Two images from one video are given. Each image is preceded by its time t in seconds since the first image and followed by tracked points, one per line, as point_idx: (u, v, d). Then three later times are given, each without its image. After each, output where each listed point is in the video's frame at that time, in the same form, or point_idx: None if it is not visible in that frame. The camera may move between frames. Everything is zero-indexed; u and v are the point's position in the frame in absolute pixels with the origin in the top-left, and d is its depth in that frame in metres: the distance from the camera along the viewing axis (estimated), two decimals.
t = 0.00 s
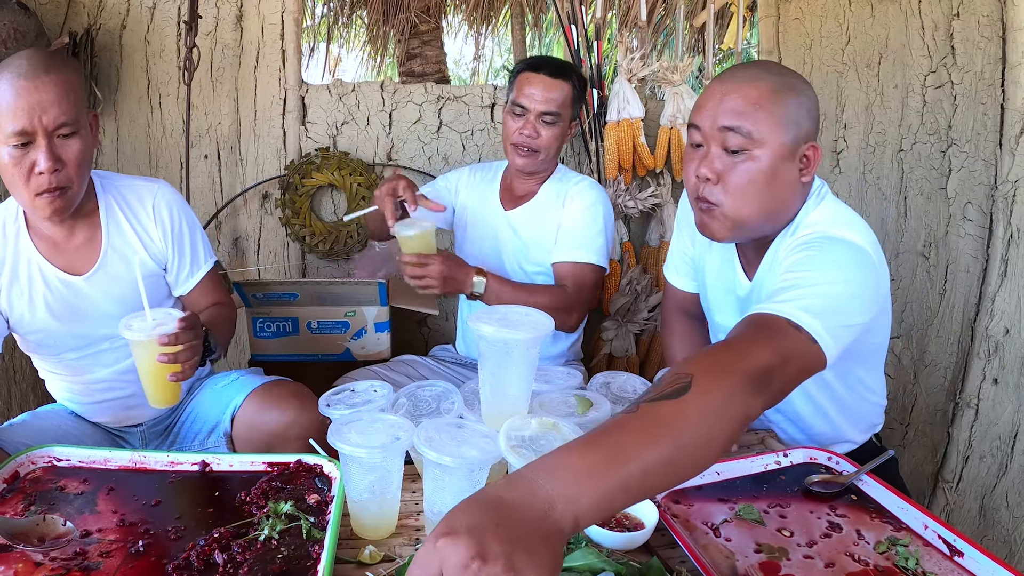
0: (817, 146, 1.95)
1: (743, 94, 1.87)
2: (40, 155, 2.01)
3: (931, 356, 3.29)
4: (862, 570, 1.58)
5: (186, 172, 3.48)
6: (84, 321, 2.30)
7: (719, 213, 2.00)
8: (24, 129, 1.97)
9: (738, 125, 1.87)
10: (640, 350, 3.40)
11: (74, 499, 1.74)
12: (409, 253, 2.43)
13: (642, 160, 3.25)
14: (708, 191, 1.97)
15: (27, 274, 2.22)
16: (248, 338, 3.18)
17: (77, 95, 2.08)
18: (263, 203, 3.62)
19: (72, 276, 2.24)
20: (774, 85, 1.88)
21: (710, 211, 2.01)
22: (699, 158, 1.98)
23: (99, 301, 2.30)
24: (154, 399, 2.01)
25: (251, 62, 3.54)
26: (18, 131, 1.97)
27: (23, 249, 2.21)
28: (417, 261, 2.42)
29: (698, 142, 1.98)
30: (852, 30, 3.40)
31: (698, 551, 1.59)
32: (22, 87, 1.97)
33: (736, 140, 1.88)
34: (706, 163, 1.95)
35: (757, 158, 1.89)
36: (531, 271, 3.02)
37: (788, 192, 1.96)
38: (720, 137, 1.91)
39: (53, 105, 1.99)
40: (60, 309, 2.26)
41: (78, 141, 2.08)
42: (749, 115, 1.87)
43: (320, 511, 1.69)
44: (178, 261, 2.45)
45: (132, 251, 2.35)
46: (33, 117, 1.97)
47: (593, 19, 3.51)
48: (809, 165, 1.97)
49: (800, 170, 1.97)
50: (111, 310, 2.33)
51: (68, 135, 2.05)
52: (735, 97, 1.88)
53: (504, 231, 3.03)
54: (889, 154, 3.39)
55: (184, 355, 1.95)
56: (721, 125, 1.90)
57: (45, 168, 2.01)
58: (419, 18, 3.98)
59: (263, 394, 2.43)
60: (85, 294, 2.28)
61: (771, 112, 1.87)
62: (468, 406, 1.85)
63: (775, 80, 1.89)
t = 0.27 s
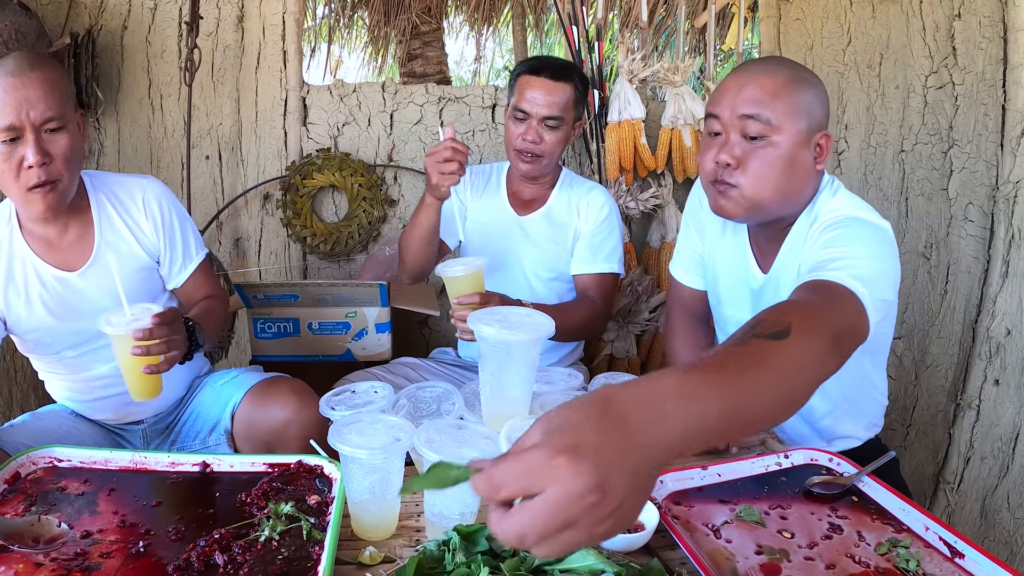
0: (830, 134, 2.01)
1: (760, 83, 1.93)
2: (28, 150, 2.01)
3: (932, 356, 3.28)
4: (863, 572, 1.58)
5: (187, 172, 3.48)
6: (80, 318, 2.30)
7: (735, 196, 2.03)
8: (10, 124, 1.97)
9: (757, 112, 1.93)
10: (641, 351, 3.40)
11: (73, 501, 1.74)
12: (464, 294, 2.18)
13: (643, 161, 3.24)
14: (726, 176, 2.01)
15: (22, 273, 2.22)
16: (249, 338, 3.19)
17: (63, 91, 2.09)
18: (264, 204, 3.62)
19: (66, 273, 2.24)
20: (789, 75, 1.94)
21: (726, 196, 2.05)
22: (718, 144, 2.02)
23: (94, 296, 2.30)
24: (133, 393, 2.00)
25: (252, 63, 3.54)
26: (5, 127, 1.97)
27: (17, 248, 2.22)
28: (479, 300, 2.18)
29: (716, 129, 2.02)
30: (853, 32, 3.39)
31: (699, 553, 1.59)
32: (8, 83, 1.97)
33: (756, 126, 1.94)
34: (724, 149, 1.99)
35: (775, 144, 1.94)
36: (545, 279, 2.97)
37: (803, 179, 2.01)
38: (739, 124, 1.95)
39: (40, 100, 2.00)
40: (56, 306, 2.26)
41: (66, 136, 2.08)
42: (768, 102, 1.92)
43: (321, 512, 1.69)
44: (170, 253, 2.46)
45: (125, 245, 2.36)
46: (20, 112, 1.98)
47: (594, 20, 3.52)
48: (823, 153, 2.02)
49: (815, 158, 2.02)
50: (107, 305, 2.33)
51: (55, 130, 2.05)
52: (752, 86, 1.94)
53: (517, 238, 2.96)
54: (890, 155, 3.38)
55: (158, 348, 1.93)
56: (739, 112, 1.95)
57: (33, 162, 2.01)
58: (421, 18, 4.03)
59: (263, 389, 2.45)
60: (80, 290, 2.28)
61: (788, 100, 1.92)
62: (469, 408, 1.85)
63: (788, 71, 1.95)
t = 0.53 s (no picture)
0: (833, 117, 2.19)
1: (768, 75, 2.21)
2: (21, 144, 2.03)
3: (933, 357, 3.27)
4: (862, 573, 1.58)
5: (187, 173, 3.49)
6: (78, 314, 2.30)
7: (749, 175, 2.24)
8: (4, 119, 1.99)
9: (766, 98, 2.18)
10: (642, 352, 3.41)
11: (74, 501, 1.75)
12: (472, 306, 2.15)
13: (644, 162, 3.23)
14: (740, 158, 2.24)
15: (20, 272, 2.23)
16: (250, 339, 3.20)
17: (56, 87, 2.10)
18: (265, 204, 3.62)
19: (63, 270, 2.25)
20: (793, 67, 2.21)
21: (741, 176, 2.26)
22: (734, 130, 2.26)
23: (91, 293, 2.30)
24: (128, 384, 2.01)
25: (253, 64, 3.55)
26: None
27: (14, 247, 2.23)
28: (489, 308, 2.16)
29: (732, 119, 2.28)
30: (853, 31, 3.45)
31: (699, 553, 1.60)
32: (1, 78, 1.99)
33: (764, 110, 2.18)
34: (740, 133, 2.23)
35: (783, 126, 2.16)
36: (548, 281, 2.97)
37: (811, 161, 2.20)
38: (752, 111, 2.21)
39: (32, 96, 2.02)
40: (54, 304, 2.27)
41: (59, 131, 2.09)
42: (773, 90, 2.18)
43: (321, 512, 1.69)
44: (166, 248, 2.46)
45: (121, 241, 2.37)
46: (13, 107, 1.99)
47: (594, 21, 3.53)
48: (829, 135, 2.21)
49: (821, 139, 2.20)
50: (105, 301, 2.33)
51: (48, 125, 2.06)
52: (763, 78, 2.21)
53: (520, 242, 2.95)
54: (890, 155, 3.43)
55: (151, 339, 1.94)
56: (751, 100, 2.21)
57: (27, 155, 2.03)
58: (421, 20, 4.04)
59: (264, 384, 2.47)
60: (77, 287, 2.28)
61: (791, 88, 2.17)
62: (469, 409, 1.86)
63: (793, 64, 2.22)
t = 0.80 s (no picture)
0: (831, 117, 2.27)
1: (768, 86, 2.33)
2: (41, 136, 2.02)
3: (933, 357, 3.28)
4: (864, 572, 1.58)
5: (188, 174, 3.49)
6: (83, 317, 2.30)
7: (760, 178, 2.33)
8: (25, 111, 1.99)
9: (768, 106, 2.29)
10: (642, 352, 3.41)
11: (76, 501, 1.75)
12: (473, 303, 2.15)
13: (645, 163, 3.23)
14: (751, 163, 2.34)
15: (24, 273, 2.23)
16: (251, 340, 3.20)
17: (72, 82, 2.11)
18: (266, 205, 3.62)
19: (67, 273, 2.25)
20: (790, 76, 2.32)
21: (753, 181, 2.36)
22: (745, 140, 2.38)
23: (95, 296, 2.30)
24: (134, 387, 2.02)
25: (254, 65, 3.56)
26: (19, 113, 1.98)
27: (19, 249, 2.23)
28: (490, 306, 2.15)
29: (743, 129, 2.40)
30: (854, 32, 3.49)
31: (701, 553, 1.59)
32: (23, 71, 1.99)
33: (768, 120, 2.28)
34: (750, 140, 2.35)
35: (786, 130, 2.25)
36: (547, 282, 2.97)
37: (815, 161, 2.27)
38: (757, 119, 2.32)
39: (53, 89, 2.03)
40: (58, 306, 2.27)
41: (77, 125, 2.10)
42: (775, 100, 2.28)
43: (322, 512, 1.69)
44: (172, 253, 2.46)
45: (127, 245, 2.37)
46: (35, 100, 1.99)
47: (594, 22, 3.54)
48: (831, 136, 2.27)
49: (822, 140, 2.27)
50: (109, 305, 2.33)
51: (67, 118, 2.07)
52: (763, 91, 2.33)
53: (521, 242, 2.94)
54: (891, 155, 3.44)
55: (159, 343, 1.93)
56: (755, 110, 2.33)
57: (48, 148, 2.02)
58: (421, 21, 4.01)
59: (276, 401, 2.45)
60: (81, 290, 2.28)
61: (789, 93, 2.27)
62: (470, 409, 1.86)
63: (790, 74, 2.32)
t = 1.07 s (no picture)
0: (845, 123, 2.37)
1: (786, 92, 2.38)
2: (64, 133, 2.05)
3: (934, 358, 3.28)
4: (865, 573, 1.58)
5: (190, 175, 3.49)
6: (86, 319, 2.31)
7: (781, 181, 2.39)
8: (49, 107, 2.02)
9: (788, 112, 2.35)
10: (643, 353, 3.41)
11: (78, 503, 1.75)
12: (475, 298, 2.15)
13: (646, 164, 3.25)
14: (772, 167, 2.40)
15: (27, 276, 2.23)
16: (253, 341, 3.20)
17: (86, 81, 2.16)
18: (267, 207, 3.63)
19: (70, 276, 2.25)
20: (805, 82, 2.38)
21: (772, 183, 2.42)
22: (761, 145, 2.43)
23: (98, 299, 2.31)
24: (144, 388, 2.02)
25: (256, 66, 3.57)
26: (43, 109, 2.01)
27: (22, 251, 2.23)
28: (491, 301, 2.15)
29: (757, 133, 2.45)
30: (854, 34, 3.53)
31: (703, 554, 1.60)
32: (43, 70, 2.02)
33: (788, 126, 2.34)
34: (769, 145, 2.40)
35: (805, 135, 2.33)
36: (547, 284, 2.98)
37: (832, 163, 2.37)
38: (775, 125, 2.37)
39: (75, 88, 2.08)
40: (61, 309, 2.28)
41: (92, 122, 2.15)
42: (793, 106, 2.34)
43: (325, 513, 1.69)
44: (174, 256, 2.47)
45: (129, 248, 2.37)
46: (58, 97, 2.03)
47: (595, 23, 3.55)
48: (845, 139, 2.38)
49: (838, 144, 2.37)
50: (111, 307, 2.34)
51: (86, 116, 2.12)
52: (779, 97, 2.38)
53: (521, 245, 2.95)
54: (892, 156, 3.46)
55: (170, 344, 1.94)
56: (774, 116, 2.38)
57: (72, 143, 2.06)
58: (422, 23, 4.04)
59: (277, 402, 2.46)
60: (84, 293, 2.29)
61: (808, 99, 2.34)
62: (472, 410, 1.86)
63: (805, 80, 2.39)
